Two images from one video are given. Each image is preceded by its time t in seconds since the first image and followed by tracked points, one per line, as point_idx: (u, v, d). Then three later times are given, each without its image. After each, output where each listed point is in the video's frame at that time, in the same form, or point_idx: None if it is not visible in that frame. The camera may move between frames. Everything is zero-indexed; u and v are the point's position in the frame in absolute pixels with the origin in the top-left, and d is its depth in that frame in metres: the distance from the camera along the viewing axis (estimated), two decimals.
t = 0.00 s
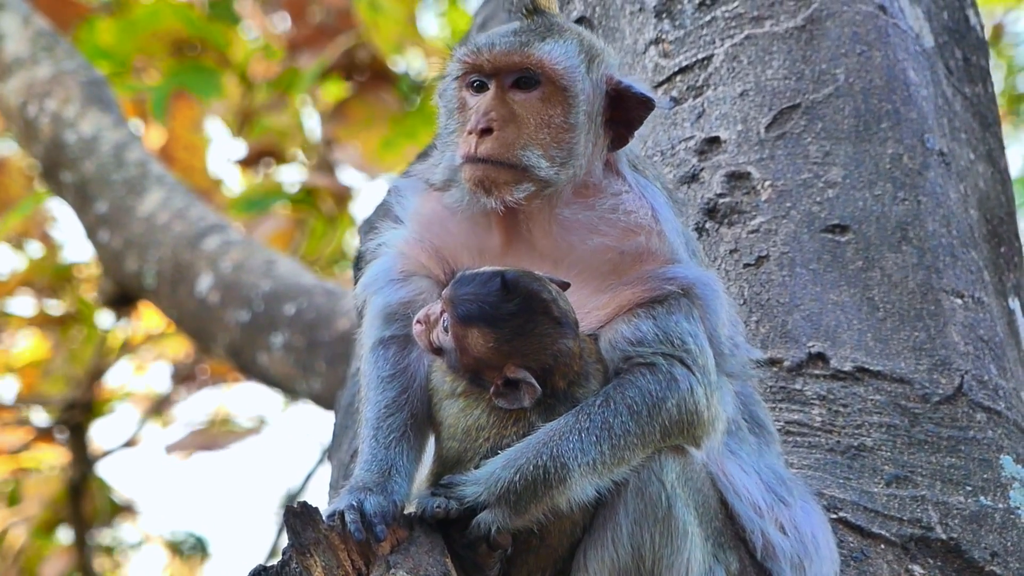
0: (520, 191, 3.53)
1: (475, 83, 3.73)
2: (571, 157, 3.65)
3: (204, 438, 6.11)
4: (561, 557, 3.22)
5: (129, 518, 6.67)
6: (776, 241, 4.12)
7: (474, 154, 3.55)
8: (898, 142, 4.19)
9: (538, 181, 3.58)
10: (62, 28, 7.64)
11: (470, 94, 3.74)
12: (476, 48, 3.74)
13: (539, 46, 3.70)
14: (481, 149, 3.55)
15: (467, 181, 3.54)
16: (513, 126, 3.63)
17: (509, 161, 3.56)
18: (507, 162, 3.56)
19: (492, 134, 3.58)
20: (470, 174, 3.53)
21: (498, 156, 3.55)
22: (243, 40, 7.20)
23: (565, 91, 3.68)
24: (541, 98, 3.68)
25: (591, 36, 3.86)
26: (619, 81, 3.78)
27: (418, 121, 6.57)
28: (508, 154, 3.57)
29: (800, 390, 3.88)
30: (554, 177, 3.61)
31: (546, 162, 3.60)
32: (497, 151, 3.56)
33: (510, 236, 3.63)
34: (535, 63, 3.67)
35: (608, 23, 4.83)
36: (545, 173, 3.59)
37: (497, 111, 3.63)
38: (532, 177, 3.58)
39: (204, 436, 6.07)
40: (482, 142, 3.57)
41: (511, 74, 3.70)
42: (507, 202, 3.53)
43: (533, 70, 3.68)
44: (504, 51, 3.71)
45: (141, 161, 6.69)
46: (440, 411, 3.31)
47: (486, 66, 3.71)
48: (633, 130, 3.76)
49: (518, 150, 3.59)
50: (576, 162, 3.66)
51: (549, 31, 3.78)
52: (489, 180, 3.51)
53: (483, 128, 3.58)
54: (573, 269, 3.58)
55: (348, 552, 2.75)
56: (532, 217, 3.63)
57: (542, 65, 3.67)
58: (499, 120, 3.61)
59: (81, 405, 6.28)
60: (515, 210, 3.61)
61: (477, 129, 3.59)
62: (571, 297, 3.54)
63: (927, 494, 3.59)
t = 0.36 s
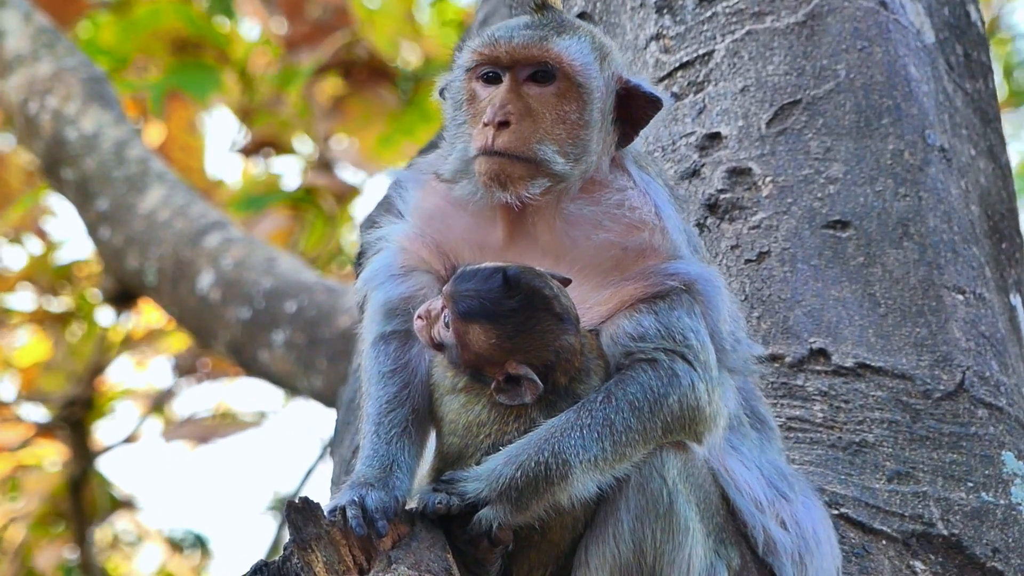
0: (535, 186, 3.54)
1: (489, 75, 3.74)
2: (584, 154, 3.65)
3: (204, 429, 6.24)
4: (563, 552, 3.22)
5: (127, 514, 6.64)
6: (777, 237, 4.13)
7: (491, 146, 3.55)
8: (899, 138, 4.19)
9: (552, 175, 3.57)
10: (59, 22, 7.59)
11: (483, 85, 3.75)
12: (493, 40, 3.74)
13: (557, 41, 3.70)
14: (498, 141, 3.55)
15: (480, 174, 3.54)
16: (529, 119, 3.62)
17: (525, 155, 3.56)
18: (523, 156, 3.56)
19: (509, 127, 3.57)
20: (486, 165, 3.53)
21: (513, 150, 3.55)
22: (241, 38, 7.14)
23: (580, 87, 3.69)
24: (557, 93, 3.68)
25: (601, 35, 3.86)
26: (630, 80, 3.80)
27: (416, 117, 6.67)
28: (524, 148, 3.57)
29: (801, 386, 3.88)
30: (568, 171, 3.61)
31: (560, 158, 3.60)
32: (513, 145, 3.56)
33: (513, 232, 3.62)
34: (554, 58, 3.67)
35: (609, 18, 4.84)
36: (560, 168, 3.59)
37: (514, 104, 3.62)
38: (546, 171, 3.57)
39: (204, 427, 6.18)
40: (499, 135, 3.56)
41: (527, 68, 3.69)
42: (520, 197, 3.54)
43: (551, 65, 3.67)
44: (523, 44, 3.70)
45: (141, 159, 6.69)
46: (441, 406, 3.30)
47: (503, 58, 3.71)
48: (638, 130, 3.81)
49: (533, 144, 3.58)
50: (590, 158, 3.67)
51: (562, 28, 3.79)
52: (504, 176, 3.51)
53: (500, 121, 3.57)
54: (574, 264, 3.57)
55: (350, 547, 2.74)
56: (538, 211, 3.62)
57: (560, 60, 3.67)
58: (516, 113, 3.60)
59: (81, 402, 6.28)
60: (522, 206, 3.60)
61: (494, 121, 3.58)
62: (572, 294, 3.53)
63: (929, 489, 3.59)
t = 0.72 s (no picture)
0: (533, 191, 3.55)
1: (490, 75, 3.72)
2: (584, 152, 3.64)
3: (207, 430, 6.24)
4: (567, 551, 3.22)
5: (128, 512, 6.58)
6: (781, 236, 4.13)
7: (491, 148, 3.54)
8: (903, 137, 4.19)
9: (550, 175, 3.58)
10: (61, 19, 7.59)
11: (484, 85, 3.73)
12: (494, 41, 3.71)
13: (557, 40, 3.67)
14: (497, 142, 3.54)
15: (482, 178, 3.55)
16: (530, 118, 3.61)
17: (524, 156, 3.55)
18: (522, 157, 3.55)
19: (508, 127, 3.57)
20: (487, 173, 3.53)
21: (513, 151, 3.54)
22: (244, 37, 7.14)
23: (581, 86, 3.67)
24: (559, 92, 3.66)
25: (608, 33, 3.84)
26: (633, 78, 3.77)
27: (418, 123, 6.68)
28: (523, 148, 3.56)
29: (806, 384, 3.88)
30: (567, 169, 3.62)
31: (557, 157, 3.60)
32: (513, 146, 3.55)
33: (519, 231, 3.62)
34: (554, 58, 3.65)
35: (612, 17, 4.83)
36: (556, 167, 3.59)
37: (515, 103, 3.61)
38: (544, 172, 3.58)
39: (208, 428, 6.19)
40: (498, 135, 3.56)
41: (528, 68, 3.67)
42: (519, 205, 3.56)
43: (552, 64, 3.65)
44: (523, 45, 3.68)
45: (145, 158, 6.68)
46: (446, 405, 3.31)
47: (504, 59, 3.68)
48: (644, 130, 3.76)
49: (531, 144, 3.58)
50: (588, 156, 3.65)
51: (568, 26, 3.76)
52: (504, 180, 3.52)
53: (500, 121, 3.57)
54: (580, 264, 3.58)
55: (355, 546, 2.74)
56: (544, 212, 3.61)
57: (561, 60, 3.65)
58: (516, 113, 3.59)
59: (85, 402, 6.28)
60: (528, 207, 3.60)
61: (495, 122, 3.57)
62: (578, 293, 3.54)
63: (933, 488, 3.59)
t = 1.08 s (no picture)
0: (530, 191, 3.55)
1: (488, 77, 3.72)
2: (580, 150, 3.63)
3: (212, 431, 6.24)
4: (572, 552, 3.22)
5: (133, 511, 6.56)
6: (786, 236, 4.13)
7: (486, 148, 3.54)
8: (908, 137, 4.19)
9: (545, 174, 3.57)
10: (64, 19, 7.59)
11: (484, 87, 3.74)
12: (491, 42, 3.72)
13: (553, 39, 3.67)
14: (492, 142, 3.53)
15: (479, 180, 3.54)
16: (525, 117, 3.61)
17: (518, 156, 3.55)
18: (517, 157, 3.54)
19: (503, 127, 3.56)
20: (484, 177, 3.52)
21: (509, 152, 3.53)
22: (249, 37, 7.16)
23: (579, 84, 3.66)
24: (555, 91, 3.66)
25: (610, 33, 3.83)
26: (633, 76, 3.76)
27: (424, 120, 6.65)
28: (518, 148, 3.55)
29: (811, 385, 3.88)
30: (563, 169, 3.60)
31: (551, 157, 3.59)
32: (508, 145, 3.54)
33: (525, 232, 3.64)
34: (549, 57, 3.65)
35: (617, 17, 4.82)
36: (552, 167, 3.59)
37: (511, 103, 3.61)
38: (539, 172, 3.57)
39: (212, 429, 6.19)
40: (494, 135, 3.55)
41: (524, 68, 3.67)
42: (516, 205, 3.56)
43: (547, 63, 3.65)
44: (517, 45, 3.69)
45: (150, 159, 6.69)
46: (452, 405, 3.31)
47: (500, 60, 3.69)
48: (645, 128, 3.74)
49: (526, 145, 3.57)
50: (586, 155, 3.64)
51: (567, 25, 3.76)
52: (500, 181, 3.52)
53: (495, 122, 3.57)
54: (585, 264, 3.58)
55: (360, 546, 2.75)
56: (547, 214, 3.62)
57: (555, 58, 3.65)
58: (512, 113, 3.59)
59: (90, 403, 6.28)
60: (530, 209, 3.61)
61: (490, 122, 3.57)
62: (583, 293, 3.55)
63: (938, 489, 3.59)
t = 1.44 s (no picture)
0: (528, 189, 3.54)
1: (488, 75, 3.73)
2: (578, 146, 3.64)
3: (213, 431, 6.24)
4: (575, 552, 3.22)
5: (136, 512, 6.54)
6: (789, 235, 4.13)
7: (484, 145, 3.55)
8: (910, 137, 4.18)
9: (541, 172, 3.58)
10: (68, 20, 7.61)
11: (483, 85, 3.74)
12: (488, 39, 3.73)
13: (550, 36, 3.69)
14: (489, 139, 3.54)
15: (478, 179, 3.54)
16: (522, 115, 3.62)
17: (515, 153, 3.55)
18: (514, 154, 3.55)
19: (500, 124, 3.57)
20: (483, 177, 3.53)
21: (507, 150, 3.54)
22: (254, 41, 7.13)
23: (575, 81, 3.67)
24: (552, 88, 3.67)
25: (609, 31, 3.85)
26: (631, 69, 3.75)
27: (428, 119, 6.61)
28: (515, 145, 3.56)
29: (813, 384, 3.88)
30: (561, 166, 3.61)
31: (549, 154, 3.59)
32: (505, 143, 3.55)
33: (526, 230, 3.63)
34: (546, 54, 3.67)
35: (620, 17, 4.82)
36: (550, 165, 3.59)
37: (508, 100, 3.62)
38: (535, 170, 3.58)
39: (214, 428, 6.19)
40: (491, 132, 3.56)
41: (522, 65, 3.69)
42: (517, 203, 3.56)
43: (544, 60, 3.67)
44: (515, 42, 3.70)
45: (152, 159, 6.70)
46: (453, 404, 3.31)
47: (497, 57, 3.70)
48: (644, 121, 3.74)
49: (523, 143, 3.58)
50: (585, 151, 3.65)
51: (566, 22, 3.78)
52: (499, 181, 3.52)
53: (492, 118, 3.57)
54: (587, 263, 3.58)
55: (362, 545, 2.74)
56: (548, 213, 3.61)
57: (553, 55, 3.66)
58: (509, 110, 3.60)
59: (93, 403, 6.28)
60: (530, 208, 3.60)
61: (487, 119, 3.58)
62: (585, 293, 3.54)
63: (940, 488, 3.59)
